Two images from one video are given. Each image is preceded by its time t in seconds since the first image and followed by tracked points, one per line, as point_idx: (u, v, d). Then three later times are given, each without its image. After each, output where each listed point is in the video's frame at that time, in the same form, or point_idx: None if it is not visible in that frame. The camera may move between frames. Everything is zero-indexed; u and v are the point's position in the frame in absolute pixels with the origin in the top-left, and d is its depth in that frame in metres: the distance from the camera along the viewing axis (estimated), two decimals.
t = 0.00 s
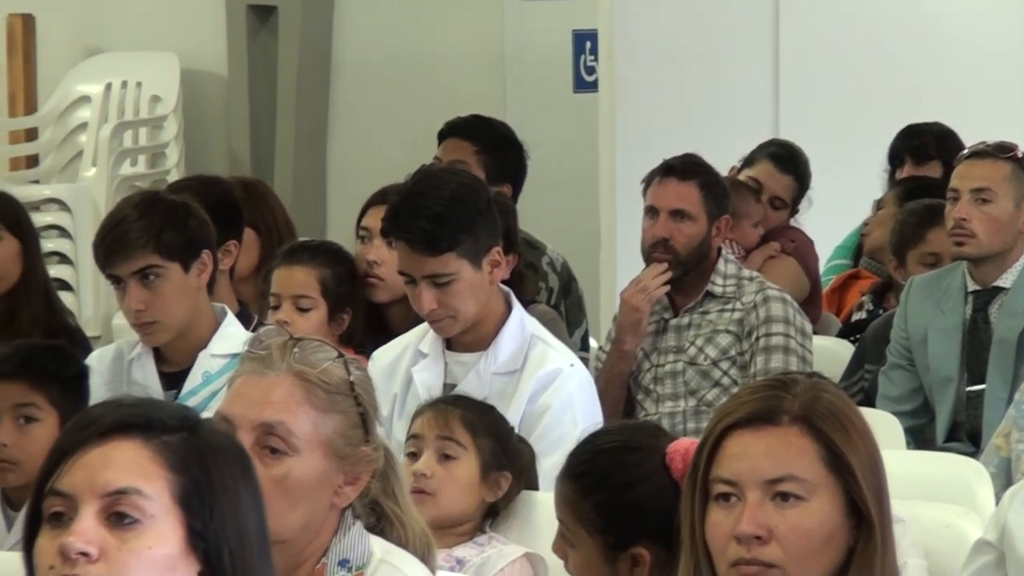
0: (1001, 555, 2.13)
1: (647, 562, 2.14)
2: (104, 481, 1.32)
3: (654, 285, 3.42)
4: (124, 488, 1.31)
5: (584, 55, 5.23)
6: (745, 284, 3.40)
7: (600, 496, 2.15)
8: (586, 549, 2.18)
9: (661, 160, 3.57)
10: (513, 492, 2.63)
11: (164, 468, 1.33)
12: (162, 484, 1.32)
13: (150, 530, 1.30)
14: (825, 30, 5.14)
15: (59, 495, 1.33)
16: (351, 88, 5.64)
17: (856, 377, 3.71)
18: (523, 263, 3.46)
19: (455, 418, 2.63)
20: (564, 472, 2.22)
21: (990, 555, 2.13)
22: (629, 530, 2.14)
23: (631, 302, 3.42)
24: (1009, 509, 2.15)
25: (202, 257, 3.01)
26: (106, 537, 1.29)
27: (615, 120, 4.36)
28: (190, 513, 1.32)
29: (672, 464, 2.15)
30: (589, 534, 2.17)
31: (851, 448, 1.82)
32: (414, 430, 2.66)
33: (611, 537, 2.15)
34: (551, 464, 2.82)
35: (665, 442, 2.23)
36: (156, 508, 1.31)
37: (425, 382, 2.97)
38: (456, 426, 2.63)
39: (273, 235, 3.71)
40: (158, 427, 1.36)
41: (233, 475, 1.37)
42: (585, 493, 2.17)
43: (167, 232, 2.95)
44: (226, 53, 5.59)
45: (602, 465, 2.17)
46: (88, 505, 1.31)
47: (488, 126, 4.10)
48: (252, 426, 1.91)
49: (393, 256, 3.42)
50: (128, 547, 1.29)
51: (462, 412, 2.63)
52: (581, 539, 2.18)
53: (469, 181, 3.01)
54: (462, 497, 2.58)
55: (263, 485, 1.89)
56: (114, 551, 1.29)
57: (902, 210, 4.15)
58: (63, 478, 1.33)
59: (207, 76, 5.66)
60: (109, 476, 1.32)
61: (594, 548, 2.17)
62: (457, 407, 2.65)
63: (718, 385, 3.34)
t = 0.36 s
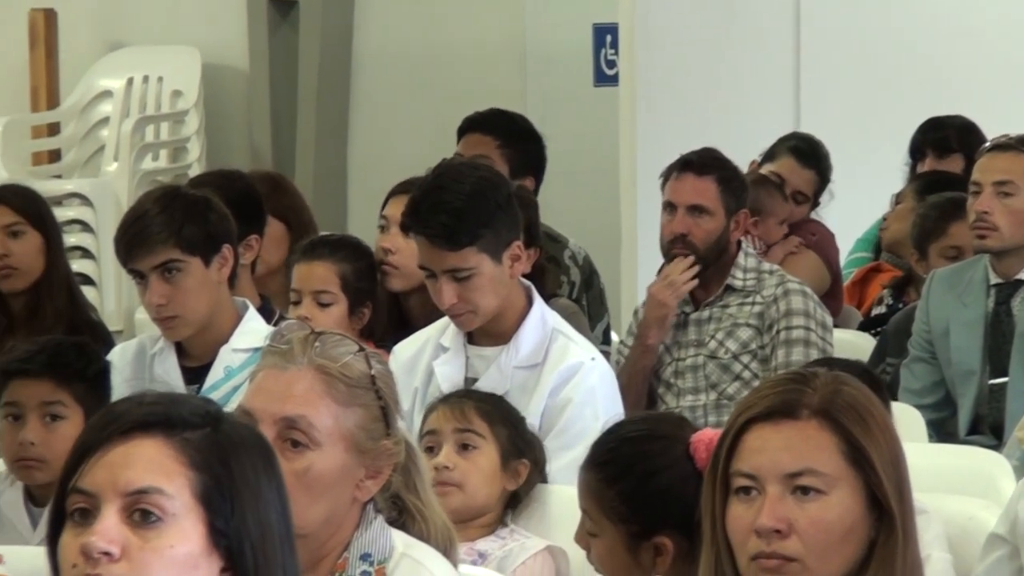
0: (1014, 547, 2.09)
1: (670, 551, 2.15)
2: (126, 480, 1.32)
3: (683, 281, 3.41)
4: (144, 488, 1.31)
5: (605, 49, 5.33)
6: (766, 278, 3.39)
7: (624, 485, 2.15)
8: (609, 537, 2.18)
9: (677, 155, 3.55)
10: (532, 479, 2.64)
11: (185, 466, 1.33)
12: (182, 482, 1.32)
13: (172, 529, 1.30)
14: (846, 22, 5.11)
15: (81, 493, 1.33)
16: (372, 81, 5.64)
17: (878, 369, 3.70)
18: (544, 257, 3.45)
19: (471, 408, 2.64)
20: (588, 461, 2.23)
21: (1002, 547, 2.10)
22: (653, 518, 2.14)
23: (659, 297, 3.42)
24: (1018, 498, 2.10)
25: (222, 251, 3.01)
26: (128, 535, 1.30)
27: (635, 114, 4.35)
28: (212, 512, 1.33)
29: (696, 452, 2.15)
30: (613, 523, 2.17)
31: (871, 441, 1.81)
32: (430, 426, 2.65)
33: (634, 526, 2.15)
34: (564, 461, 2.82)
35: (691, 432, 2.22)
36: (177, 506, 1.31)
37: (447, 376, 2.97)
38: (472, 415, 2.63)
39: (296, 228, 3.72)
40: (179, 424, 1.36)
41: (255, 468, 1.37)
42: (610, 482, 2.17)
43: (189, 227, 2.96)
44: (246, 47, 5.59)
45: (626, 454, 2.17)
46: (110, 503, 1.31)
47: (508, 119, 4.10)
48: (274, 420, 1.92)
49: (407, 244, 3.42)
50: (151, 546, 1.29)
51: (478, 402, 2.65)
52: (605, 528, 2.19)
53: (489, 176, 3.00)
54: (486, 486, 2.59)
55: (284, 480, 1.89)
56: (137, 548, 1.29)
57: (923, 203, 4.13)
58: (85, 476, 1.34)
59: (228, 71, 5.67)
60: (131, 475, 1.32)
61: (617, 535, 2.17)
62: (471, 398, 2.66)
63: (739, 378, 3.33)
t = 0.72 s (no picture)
0: None
1: (693, 540, 2.13)
2: (147, 476, 1.32)
3: (701, 274, 3.40)
4: (166, 484, 1.31)
5: (623, 41, 5.16)
6: (786, 270, 3.38)
7: (650, 474, 2.14)
8: (633, 526, 2.16)
9: (702, 145, 3.55)
10: (553, 475, 2.63)
11: (206, 462, 1.33)
12: (204, 478, 1.32)
13: (194, 524, 1.30)
14: (866, 15, 5.09)
15: (103, 488, 1.33)
16: (391, 73, 5.64)
17: (898, 363, 3.67)
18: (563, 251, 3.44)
19: (494, 402, 2.64)
20: (612, 451, 2.22)
21: (1014, 541, 2.09)
22: (677, 507, 2.13)
23: (678, 291, 3.41)
24: None
25: (242, 245, 3.02)
26: (150, 530, 1.29)
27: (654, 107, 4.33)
28: (233, 507, 1.33)
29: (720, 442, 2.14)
30: (637, 512, 2.15)
31: (890, 435, 1.80)
32: (452, 419, 2.65)
33: (658, 515, 2.14)
34: (584, 454, 2.83)
35: (715, 422, 2.22)
36: (198, 502, 1.31)
37: (467, 369, 2.97)
38: (495, 410, 2.64)
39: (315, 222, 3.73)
40: (200, 419, 1.36)
41: (276, 462, 1.37)
42: (634, 471, 2.16)
43: (208, 221, 2.96)
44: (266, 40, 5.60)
45: (651, 443, 2.17)
46: (132, 499, 1.31)
47: (525, 111, 4.09)
48: (293, 414, 1.91)
49: (426, 239, 3.41)
50: (173, 541, 1.29)
51: (500, 396, 2.64)
52: (628, 517, 2.17)
53: (509, 169, 3.00)
54: (507, 481, 2.59)
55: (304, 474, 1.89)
56: (158, 544, 1.29)
57: (944, 195, 4.12)
58: (107, 473, 1.34)
59: (247, 64, 5.67)
60: (152, 471, 1.32)
61: (641, 523, 2.15)
62: (494, 392, 2.66)
63: (760, 371, 3.32)
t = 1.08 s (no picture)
0: None
1: (714, 531, 2.13)
2: (169, 468, 1.32)
3: (711, 267, 3.39)
4: (187, 477, 1.31)
5: (640, 36, 5.19)
6: (804, 264, 3.37)
7: (674, 461, 2.14)
8: (654, 515, 2.15)
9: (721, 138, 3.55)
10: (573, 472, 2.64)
11: (227, 455, 1.33)
12: (226, 471, 1.32)
13: (214, 517, 1.30)
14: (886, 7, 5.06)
15: (125, 481, 1.33)
16: (408, 67, 5.64)
17: (917, 356, 3.66)
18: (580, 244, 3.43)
19: (517, 399, 2.64)
20: (635, 440, 2.22)
21: None
22: (700, 496, 2.12)
23: (688, 284, 3.40)
24: None
25: (259, 238, 3.02)
26: (171, 523, 1.30)
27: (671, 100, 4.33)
28: (254, 501, 1.33)
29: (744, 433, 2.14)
30: (659, 500, 2.15)
31: (908, 429, 1.79)
32: (474, 412, 2.66)
33: (679, 504, 2.13)
34: (606, 446, 2.83)
35: (741, 414, 2.22)
36: (219, 495, 1.31)
37: (484, 364, 2.96)
38: (518, 407, 2.64)
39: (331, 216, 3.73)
40: (221, 412, 1.36)
41: (297, 455, 1.37)
42: (658, 459, 2.16)
43: (225, 215, 2.96)
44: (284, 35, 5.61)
45: (675, 432, 2.17)
46: (154, 492, 1.31)
47: (541, 105, 4.08)
48: (311, 408, 1.91)
49: (444, 234, 3.36)
50: (195, 533, 1.29)
51: (523, 392, 2.65)
52: (650, 506, 2.16)
53: (526, 164, 3.00)
54: (525, 477, 2.59)
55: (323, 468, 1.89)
56: (179, 537, 1.29)
57: (961, 190, 4.10)
58: (129, 466, 1.34)
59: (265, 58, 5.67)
60: (173, 464, 1.32)
61: (664, 512, 2.14)
62: (518, 388, 2.66)
63: (777, 365, 3.31)
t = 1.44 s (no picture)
0: None
1: (734, 513, 2.11)
2: (184, 461, 1.32)
3: (726, 262, 3.37)
4: (203, 470, 1.31)
5: (657, 30, 5.18)
6: (821, 258, 3.37)
7: (697, 440, 2.13)
8: (675, 493, 2.14)
9: (738, 132, 3.54)
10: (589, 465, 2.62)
11: (243, 448, 1.33)
12: (242, 464, 1.32)
13: (230, 509, 1.30)
14: None
15: (141, 474, 1.33)
16: (424, 62, 5.63)
17: (933, 349, 3.65)
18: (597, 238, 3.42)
19: (532, 392, 2.63)
20: (662, 420, 2.21)
21: None
22: (722, 478, 2.11)
23: (703, 278, 3.37)
24: None
25: (275, 232, 3.02)
26: (187, 515, 1.29)
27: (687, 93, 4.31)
28: (270, 493, 1.32)
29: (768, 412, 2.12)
30: (681, 478, 2.14)
31: (924, 422, 1.75)
32: (489, 406, 2.65)
33: (702, 482, 2.12)
34: (624, 439, 2.82)
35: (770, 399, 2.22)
36: (235, 487, 1.31)
37: (501, 357, 2.96)
38: (532, 401, 2.63)
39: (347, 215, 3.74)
40: (236, 405, 1.36)
41: (314, 448, 1.37)
42: (683, 437, 2.15)
43: (239, 208, 2.96)
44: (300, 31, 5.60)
45: (703, 409, 2.17)
46: (170, 485, 1.31)
47: (555, 98, 4.07)
48: (327, 402, 1.89)
49: (461, 228, 3.35)
50: (211, 526, 1.29)
51: (537, 385, 2.64)
52: (673, 485, 2.15)
53: (544, 157, 3.00)
54: (539, 472, 2.58)
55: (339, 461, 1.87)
56: (194, 530, 1.29)
57: (978, 183, 4.07)
58: (145, 458, 1.33)
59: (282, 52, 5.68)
60: (189, 457, 1.32)
61: (685, 489, 2.13)
62: (533, 381, 2.65)
63: (794, 359, 3.31)
